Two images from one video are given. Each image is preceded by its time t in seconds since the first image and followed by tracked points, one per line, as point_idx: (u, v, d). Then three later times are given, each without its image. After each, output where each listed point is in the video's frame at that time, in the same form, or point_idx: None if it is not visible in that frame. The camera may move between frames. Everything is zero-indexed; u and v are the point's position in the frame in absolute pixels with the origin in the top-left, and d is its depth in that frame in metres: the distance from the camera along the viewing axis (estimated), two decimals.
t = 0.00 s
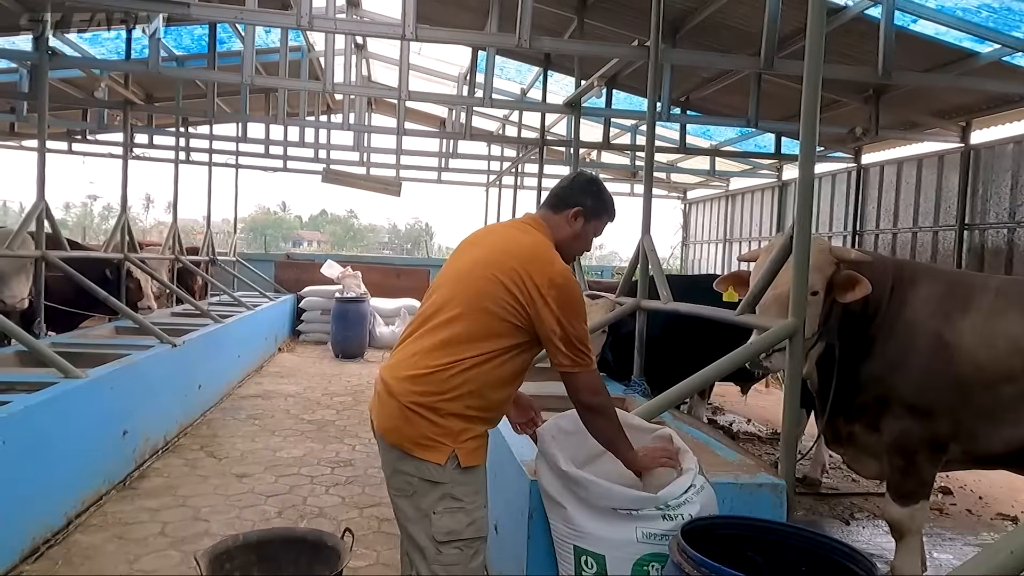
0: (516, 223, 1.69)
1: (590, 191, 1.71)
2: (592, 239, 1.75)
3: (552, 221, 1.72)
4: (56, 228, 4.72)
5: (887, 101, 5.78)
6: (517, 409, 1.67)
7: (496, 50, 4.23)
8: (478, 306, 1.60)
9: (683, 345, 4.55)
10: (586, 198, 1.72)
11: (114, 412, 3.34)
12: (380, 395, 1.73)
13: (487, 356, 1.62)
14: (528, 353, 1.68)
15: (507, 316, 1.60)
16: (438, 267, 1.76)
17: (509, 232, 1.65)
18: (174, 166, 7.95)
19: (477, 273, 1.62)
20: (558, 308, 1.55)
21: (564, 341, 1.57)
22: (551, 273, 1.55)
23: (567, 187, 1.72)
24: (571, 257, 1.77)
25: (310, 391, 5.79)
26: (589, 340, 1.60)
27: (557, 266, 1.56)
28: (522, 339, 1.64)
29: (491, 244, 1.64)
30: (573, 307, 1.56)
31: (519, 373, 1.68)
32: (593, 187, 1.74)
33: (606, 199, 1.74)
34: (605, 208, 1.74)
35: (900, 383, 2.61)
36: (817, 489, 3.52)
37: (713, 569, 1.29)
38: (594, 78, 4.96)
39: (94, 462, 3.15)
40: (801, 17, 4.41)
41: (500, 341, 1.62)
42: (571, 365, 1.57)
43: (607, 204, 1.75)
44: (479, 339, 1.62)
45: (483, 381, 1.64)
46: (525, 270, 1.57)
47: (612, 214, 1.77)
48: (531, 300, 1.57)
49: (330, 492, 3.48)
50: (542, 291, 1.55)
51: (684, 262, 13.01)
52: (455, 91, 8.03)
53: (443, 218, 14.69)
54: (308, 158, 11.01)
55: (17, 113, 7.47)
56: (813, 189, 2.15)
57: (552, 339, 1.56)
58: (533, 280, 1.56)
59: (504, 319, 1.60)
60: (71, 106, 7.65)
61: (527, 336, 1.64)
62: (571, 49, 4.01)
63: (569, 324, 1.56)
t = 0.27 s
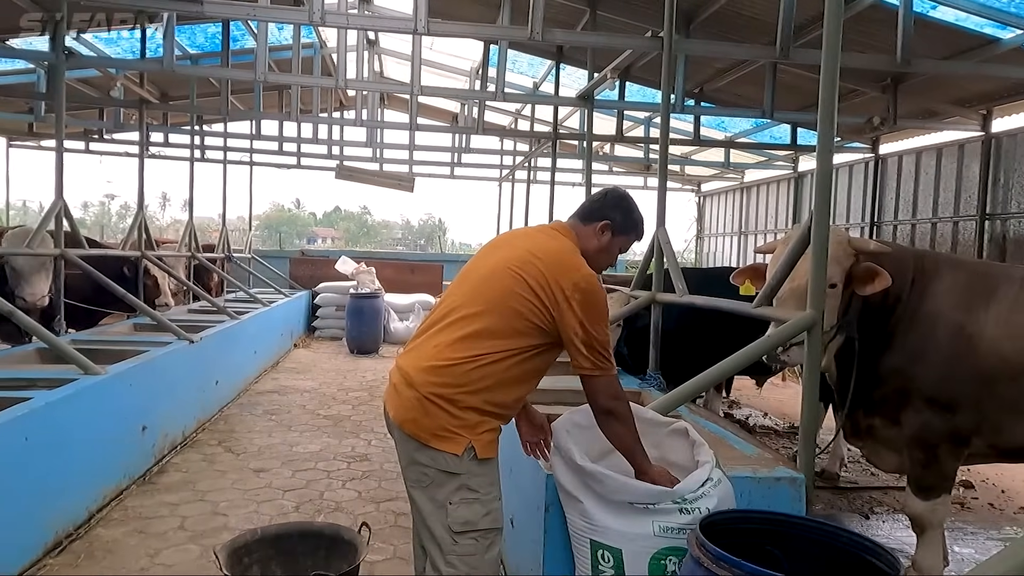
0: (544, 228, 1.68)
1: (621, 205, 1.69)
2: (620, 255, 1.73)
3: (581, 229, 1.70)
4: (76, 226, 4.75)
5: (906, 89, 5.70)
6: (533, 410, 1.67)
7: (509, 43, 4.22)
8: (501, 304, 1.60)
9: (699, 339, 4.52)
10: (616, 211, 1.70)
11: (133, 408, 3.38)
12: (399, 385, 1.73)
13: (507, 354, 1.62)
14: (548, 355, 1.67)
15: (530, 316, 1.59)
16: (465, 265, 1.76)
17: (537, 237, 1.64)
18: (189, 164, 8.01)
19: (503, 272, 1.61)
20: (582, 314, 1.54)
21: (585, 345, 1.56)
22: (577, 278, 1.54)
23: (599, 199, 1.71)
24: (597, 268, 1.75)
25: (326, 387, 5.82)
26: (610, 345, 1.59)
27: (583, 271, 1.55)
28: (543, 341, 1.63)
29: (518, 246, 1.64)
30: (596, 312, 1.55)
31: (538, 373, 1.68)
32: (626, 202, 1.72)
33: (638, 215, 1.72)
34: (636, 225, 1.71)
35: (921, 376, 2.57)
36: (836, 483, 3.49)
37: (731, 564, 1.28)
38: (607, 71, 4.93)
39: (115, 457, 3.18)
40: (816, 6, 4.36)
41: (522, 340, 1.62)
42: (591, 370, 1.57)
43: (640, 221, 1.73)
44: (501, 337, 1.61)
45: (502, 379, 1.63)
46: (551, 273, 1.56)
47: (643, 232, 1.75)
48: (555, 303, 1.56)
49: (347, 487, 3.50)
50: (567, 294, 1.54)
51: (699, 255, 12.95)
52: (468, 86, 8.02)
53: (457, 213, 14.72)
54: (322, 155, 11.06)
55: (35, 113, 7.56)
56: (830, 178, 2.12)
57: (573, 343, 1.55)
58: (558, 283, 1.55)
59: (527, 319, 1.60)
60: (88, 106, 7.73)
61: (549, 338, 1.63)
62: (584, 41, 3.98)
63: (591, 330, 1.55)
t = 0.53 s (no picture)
0: (563, 226, 1.68)
1: (639, 204, 1.69)
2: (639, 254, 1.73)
3: (600, 227, 1.70)
4: (97, 228, 4.80)
5: (928, 85, 5.62)
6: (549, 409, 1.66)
7: (524, 42, 4.21)
8: (517, 300, 1.60)
9: (717, 338, 4.49)
10: (635, 210, 1.69)
11: (154, 407, 3.41)
12: (416, 382, 1.73)
13: (524, 351, 1.62)
14: (565, 353, 1.67)
15: (546, 312, 1.59)
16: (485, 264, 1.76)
17: (555, 235, 1.64)
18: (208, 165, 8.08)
19: (522, 268, 1.61)
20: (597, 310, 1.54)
21: (600, 341, 1.55)
22: (593, 272, 1.54)
23: (617, 198, 1.71)
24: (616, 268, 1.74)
25: (343, 386, 5.85)
26: (625, 342, 1.58)
27: (600, 267, 1.54)
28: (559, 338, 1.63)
29: (537, 243, 1.64)
30: (612, 308, 1.54)
31: (554, 371, 1.67)
32: (645, 200, 1.71)
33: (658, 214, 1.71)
34: (655, 223, 1.70)
35: (945, 375, 2.54)
36: (856, 484, 3.45)
37: (752, 565, 1.27)
38: (623, 69, 4.92)
39: (136, 455, 3.21)
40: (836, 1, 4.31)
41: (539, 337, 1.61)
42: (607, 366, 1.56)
43: (660, 221, 1.72)
44: (518, 334, 1.61)
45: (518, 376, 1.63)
46: (568, 268, 1.56)
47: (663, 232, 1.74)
48: (571, 299, 1.56)
49: (365, 485, 3.51)
50: (583, 289, 1.54)
51: (717, 253, 12.88)
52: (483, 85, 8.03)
53: (473, 212, 14.75)
54: (338, 155, 11.12)
55: (57, 116, 7.66)
56: (851, 178, 2.09)
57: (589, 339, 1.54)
58: (574, 278, 1.55)
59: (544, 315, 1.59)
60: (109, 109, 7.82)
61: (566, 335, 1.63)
62: (600, 39, 3.97)
63: (607, 327, 1.55)
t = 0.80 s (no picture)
0: (575, 222, 1.67)
1: (655, 198, 1.66)
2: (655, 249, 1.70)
3: (615, 223, 1.68)
4: (113, 227, 4.84)
5: (945, 79, 5.56)
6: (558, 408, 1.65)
7: (536, 39, 4.20)
8: (522, 296, 1.60)
9: (731, 336, 4.46)
10: (651, 204, 1.66)
11: (169, 404, 3.43)
12: (427, 380, 1.75)
13: (529, 348, 1.61)
14: (572, 351, 1.65)
15: (550, 309, 1.58)
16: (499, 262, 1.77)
17: (564, 230, 1.63)
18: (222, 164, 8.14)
19: (528, 265, 1.62)
20: (602, 305, 1.51)
21: (604, 339, 1.53)
22: (598, 268, 1.52)
23: (633, 192, 1.68)
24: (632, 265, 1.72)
25: (356, 383, 5.87)
26: (627, 342, 1.55)
27: (605, 264, 1.52)
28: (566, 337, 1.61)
29: (546, 239, 1.63)
30: (616, 305, 1.52)
31: (560, 370, 1.66)
32: (663, 194, 1.68)
33: (677, 209, 1.68)
34: (673, 219, 1.67)
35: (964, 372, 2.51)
36: (873, 483, 3.42)
37: (769, 565, 1.25)
38: (635, 65, 4.90)
39: (151, 452, 3.24)
40: None
41: (544, 335, 1.61)
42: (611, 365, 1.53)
43: (679, 216, 1.68)
44: (523, 330, 1.61)
45: (522, 373, 1.63)
46: (573, 264, 1.55)
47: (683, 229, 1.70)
48: (574, 295, 1.54)
49: (378, 483, 3.52)
50: (586, 286, 1.52)
51: (731, 250, 12.82)
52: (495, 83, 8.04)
53: (484, 210, 14.76)
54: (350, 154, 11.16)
55: (73, 116, 7.74)
56: (869, 173, 2.07)
57: (592, 337, 1.53)
58: (577, 275, 1.54)
59: (548, 311, 1.59)
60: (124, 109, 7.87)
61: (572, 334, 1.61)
62: (613, 35, 3.96)
63: (612, 324, 1.52)
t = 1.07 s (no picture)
0: (587, 216, 1.66)
1: (669, 188, 1.63)
2: (672, 240, 1.68)
3: (629, 215, 1.66)
4: (139, 226, 4.90)
5: (975, 73, 5.46)
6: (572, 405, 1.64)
7: (558, 36, 4.18)
8: (535, 294, 1.59)
9: (754, 335, 4.42)
10: (665, 194, 1.64)
11: (194, 400, 3.47)
12: (444, 380, 1.76)
13: (542, 347, 1.61)
14: (586, 349, 1.64)
15: (562, 306, 1.57)
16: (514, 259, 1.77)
17: (576, 225, 1.62)
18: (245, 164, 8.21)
19: (540, 262, 1.61)
20: (614, 303, 1.49)
21: (614, 337, 1.51)
22: (609, 265, 1.50)
23: (647, 183, 1.66)
24: (648, 256, 1.71)
25: (377, 381, 5.90)
26: (638, 340, 1.53)
27: (616, 260, 1.51)
28: (579, 335, 1.60)
29: (558, 235, 1.63)
30: (628, 303, 1.50)
31: (574, 368, 1.65)
32: (678, 183, 1.65)
33: (693, 197, 1.65)
34: (690, 208, 1.64)
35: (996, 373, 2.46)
36: (901, 486, 3.36)
37: (795, 568, 1.23)
38: (657, 62, 4.86)
39: (176, 448, 3.27)
40: None
41: (557, 333, 1.60)
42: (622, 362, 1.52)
43: (696, 204, 1.66)
44: (535, 329, 1.60)
45: (536, 372, 1.62)
46: (584, 261, 1.53)
47: (700, 217, 1.67)
48: (584, 292, 1.53)
49: (398, 480, 3.53)
50: (597, 283, 1.51)
51: (754, 249, 12.71)
52: (516, 81, 8.04)
53: (505, 209, 14.77)
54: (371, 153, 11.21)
55: (101, 117, 7.85)
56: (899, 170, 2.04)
57: (604, 335, 1.51)
58: (587, 272, 1.53)
59: (560, 309, 1.58)
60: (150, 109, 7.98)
61: (585, 331, 1.60)
62: (635, 31, 3.92)
63: (623, 323, 1.51)
